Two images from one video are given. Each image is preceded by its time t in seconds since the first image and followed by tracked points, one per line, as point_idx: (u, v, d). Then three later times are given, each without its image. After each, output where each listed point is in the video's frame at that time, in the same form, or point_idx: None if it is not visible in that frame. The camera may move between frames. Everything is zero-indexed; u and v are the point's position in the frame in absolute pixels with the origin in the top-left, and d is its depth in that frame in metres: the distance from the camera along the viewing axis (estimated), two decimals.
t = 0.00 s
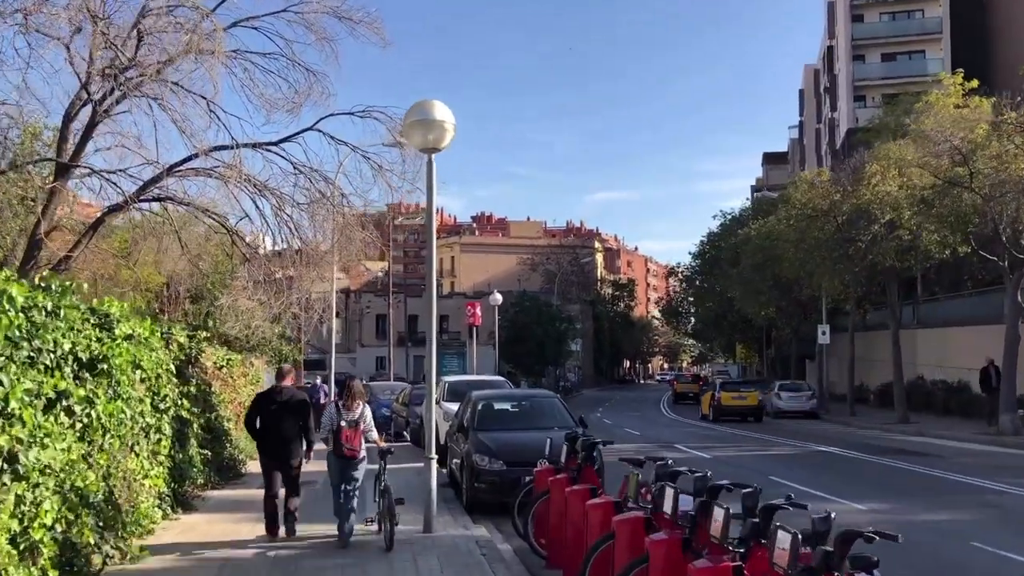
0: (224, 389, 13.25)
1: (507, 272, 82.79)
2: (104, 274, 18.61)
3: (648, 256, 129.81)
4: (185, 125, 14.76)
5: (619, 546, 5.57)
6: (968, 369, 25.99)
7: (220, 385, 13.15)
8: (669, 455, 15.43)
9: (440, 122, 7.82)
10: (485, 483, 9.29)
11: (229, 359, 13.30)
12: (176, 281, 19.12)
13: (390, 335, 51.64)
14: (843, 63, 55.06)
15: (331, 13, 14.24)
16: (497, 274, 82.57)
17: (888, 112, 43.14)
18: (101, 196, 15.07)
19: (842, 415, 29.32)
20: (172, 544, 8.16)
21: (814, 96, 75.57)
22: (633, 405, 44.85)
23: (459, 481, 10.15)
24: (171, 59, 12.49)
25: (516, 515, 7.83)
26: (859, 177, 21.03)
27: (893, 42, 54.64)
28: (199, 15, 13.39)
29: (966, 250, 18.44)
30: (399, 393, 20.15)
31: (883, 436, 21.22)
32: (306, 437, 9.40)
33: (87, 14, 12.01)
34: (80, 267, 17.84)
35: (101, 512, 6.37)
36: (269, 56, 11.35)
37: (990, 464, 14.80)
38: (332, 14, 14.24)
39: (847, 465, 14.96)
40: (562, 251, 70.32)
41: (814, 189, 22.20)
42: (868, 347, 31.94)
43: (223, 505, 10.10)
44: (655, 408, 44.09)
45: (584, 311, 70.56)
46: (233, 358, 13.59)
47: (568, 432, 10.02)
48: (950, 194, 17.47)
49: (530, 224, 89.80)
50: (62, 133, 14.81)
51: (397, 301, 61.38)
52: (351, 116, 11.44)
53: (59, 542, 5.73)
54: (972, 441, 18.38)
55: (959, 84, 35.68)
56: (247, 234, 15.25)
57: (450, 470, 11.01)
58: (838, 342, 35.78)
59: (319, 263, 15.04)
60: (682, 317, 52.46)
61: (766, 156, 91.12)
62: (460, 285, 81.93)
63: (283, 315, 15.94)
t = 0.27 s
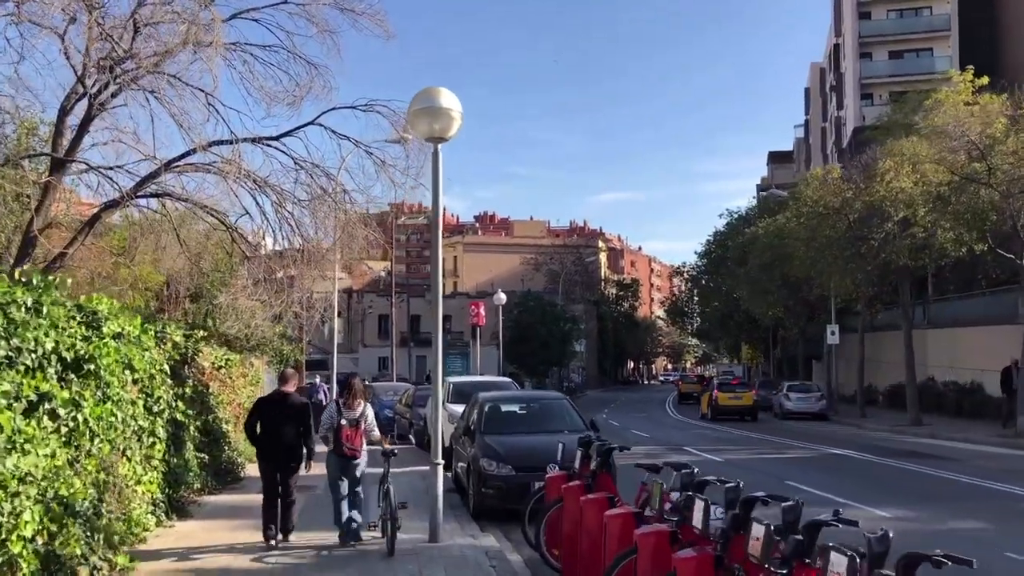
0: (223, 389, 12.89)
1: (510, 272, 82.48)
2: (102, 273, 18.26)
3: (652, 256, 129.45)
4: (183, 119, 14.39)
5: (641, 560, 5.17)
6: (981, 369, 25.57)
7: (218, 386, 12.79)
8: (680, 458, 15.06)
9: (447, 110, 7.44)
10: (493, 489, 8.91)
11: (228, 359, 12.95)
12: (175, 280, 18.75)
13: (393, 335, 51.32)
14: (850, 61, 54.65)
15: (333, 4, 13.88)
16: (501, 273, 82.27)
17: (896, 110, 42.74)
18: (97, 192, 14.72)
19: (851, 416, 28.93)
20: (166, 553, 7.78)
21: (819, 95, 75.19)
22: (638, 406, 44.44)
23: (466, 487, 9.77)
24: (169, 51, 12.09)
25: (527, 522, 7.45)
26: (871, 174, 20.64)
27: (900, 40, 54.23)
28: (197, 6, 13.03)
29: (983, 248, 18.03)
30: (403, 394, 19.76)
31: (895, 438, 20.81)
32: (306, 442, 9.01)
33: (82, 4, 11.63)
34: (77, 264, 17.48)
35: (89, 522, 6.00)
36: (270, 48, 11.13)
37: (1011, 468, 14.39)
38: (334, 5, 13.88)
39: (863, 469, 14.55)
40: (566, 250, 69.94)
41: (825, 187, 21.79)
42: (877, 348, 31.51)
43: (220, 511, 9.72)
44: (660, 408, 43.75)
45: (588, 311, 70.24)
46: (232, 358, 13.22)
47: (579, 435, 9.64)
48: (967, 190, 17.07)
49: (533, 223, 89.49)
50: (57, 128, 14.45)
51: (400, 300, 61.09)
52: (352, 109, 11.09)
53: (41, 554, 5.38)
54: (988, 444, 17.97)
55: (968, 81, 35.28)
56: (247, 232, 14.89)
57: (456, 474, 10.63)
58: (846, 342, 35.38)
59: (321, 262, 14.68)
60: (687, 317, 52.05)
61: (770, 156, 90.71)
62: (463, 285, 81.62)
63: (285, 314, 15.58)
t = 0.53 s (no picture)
0: (224, 389, 12.58)
1: (514, 271, 82.14)
2: (101, 270, 17.96)
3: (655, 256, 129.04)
4: (184, 114, 14.09)
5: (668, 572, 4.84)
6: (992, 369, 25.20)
7: (219, 385, 12.46)
8: (691, 459, 14.73)
9: (456, 97, 7.11)
10: (503, 492, 8.58)
11: (230, 358, 12.65)
12: (175, 278, 18.44)
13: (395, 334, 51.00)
14: (856, 59, 54.26)
15: None
16: (504, 273, 81.95)
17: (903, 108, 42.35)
18: (96, 188, 14.41)
19: (860, 416, 28.57)
20: (163, 559, 7.46)
21: (824, 94, 74.79)
22: (643, 406, 44.02)
23: (474, 489, 9.45)
24: (169, 42, 11.74)
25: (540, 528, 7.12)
26: (884, 170, 20.27)
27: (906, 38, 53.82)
28: None
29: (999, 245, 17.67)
30: (407, 393, 19.43)
31: (908, 439, 20.45)
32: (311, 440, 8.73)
33: None
34: (76, 261, 17.18)
35: (81, 528, 5.69)
36: (273, 41, 11.01)
37: None
38: None
39: (879, 470, 14.20)
40: (570, 250, 69.57)
41: (836, 183, 21.42)
42: (886, 347, 31.14)
43: (219, 515, 9.39)
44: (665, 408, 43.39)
45: (592, 311, 69.90)
46: (233, 357, 12.89)
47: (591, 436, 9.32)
48: (984, 185, 16.72)
49: (536, 223, 89.13)
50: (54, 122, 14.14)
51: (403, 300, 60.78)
52: (355, 104, 11.10)
53: (24, 564, 5.09)
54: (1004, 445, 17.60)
55: (978, 78, 34.88)
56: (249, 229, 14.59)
57: (463, 476, 10.31)
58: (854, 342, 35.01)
59: (324, 260, 14.37)
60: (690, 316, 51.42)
61: (774, 155, 90.34)
62: (466, 285, 81.32)
63: (287, 313, 15.25)
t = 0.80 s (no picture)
0: (224, 392, 12.23)
1: (517, 271, 81.81)
2: (100, 270, 17.64)
3: (659, 257, 128.67)
4: (183, 110, 13.76)
5: None
6: (1005, 371, 24.81)
7: (218, 388, 12.12)
8: (703, 463, 14.38)
9: (465, 85, 6.77)
10: (512, 500, 8.21)
11: (229, 361, 12.30)
12: (176, 278, 18.12)
13: (399, 335, 50.69)
14: (863, 58, 53.86)
15: None
16: (507, 273, 81.61)
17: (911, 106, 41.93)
18: (94, 185, 14.07)
19: (870, 418, 28.18)
20: (157, 571, 7.12)
21: (829, 93, 74.35)
22: (649, 407, 43.64)
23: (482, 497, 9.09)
24: (168, 36, 11.38)
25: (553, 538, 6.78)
26: (897, 168, 19.91)
27: (913, 36, 53.39)
28: None
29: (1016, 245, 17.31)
30: (411, 396, 19.07)
31: (921, 442, 20.06)
32: (313, 448, 8.37)
33: None
34: (74, 260, 16.85)
35: (68, 542, 5.35)
36: (274, 34, 10.68)
37: None
38: None
39: (897, 476, 13.82)
40: (574, 250, 69.20)
41: (847, 181, 21.05)
42: (896, 348, 30.75)
43: (218, 524, 9.03)
44: (671, 410, 42.99)
45: (596, 311, 69.58)
46: (232, 359, 12.54)
47: (604, 442, 8.96)
48: (1002, 184, 16.32)
49: (540, 223, 88.69)
50: (51, 118, 13.80)
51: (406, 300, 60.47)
52: (357, 99, 10.80)
53: None
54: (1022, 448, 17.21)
55: (988, 75, 34.48)
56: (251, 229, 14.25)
57: (470, 483, 9.94)
58: (862, 343, 34.62)
59: (326, 260, 14.05)
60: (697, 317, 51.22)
61: (780, 155, 89.92)
62: (469, 285, 81.00)
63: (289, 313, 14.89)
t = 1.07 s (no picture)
0: (223, 392, 11.96)
1: (520, 271, 81.51)
2: (99, 269, 17.37)
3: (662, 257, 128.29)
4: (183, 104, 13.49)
5: None
6: (1016, 371, 24.46)
7: (218, 387, 11.86)
8: (713, 465, 14.07)
9: (472, 70, 6.49)
10: (520, 503, 7.94)
11: (228, 361, 12.03)
12: (176, 276, 17.85)
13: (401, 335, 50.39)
14: (868, 56, 53.50)
15: None
16: (510, 273, 81.30)
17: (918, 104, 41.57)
18: (93, 181, 13.81)
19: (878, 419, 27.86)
20: None
21: (834, 93, 73.96)
22: (653, 407, 43.33)
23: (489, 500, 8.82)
24: (166, 28, 11.06)
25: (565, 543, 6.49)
26: (908, 165, 19.59)
27: (919, 35, 53.01)
28: None
29: None
30: (414, 395, 18.74)
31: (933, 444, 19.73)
32: (312, 447, 8.10)
33: None
34: (72, 258, 16.57)
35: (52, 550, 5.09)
36: (274, 28, 10.13)
37: None
38: None
39: (912, 478, 13.50)
40: (577, 249, 68.87)
41: (858, 178, 20.70)
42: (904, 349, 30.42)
43: (217, 527, 8.76)
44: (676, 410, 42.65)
45: (599, 311, 69.25)
46: (232, 358, 12.27)
47: (615, 443, 8.66)
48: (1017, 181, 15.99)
49: (542, 223, 88.36)
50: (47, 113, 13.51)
51: (409, 300, 60.19)
52: (362, 93, 10.28)
53: None
54: None
55: (997, 73, 34.12)
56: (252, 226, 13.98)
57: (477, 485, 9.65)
58: (870, 343, 34.28)
59: (329, 257, 13.80)
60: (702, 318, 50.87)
61: (783, 154, 89.47)
62: (472, 285, 80.73)
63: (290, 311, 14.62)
